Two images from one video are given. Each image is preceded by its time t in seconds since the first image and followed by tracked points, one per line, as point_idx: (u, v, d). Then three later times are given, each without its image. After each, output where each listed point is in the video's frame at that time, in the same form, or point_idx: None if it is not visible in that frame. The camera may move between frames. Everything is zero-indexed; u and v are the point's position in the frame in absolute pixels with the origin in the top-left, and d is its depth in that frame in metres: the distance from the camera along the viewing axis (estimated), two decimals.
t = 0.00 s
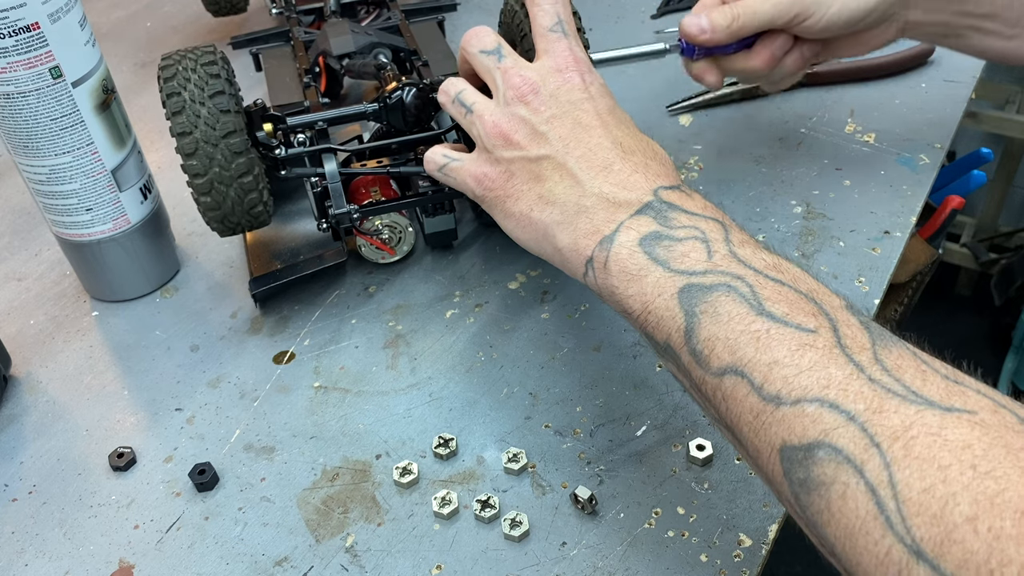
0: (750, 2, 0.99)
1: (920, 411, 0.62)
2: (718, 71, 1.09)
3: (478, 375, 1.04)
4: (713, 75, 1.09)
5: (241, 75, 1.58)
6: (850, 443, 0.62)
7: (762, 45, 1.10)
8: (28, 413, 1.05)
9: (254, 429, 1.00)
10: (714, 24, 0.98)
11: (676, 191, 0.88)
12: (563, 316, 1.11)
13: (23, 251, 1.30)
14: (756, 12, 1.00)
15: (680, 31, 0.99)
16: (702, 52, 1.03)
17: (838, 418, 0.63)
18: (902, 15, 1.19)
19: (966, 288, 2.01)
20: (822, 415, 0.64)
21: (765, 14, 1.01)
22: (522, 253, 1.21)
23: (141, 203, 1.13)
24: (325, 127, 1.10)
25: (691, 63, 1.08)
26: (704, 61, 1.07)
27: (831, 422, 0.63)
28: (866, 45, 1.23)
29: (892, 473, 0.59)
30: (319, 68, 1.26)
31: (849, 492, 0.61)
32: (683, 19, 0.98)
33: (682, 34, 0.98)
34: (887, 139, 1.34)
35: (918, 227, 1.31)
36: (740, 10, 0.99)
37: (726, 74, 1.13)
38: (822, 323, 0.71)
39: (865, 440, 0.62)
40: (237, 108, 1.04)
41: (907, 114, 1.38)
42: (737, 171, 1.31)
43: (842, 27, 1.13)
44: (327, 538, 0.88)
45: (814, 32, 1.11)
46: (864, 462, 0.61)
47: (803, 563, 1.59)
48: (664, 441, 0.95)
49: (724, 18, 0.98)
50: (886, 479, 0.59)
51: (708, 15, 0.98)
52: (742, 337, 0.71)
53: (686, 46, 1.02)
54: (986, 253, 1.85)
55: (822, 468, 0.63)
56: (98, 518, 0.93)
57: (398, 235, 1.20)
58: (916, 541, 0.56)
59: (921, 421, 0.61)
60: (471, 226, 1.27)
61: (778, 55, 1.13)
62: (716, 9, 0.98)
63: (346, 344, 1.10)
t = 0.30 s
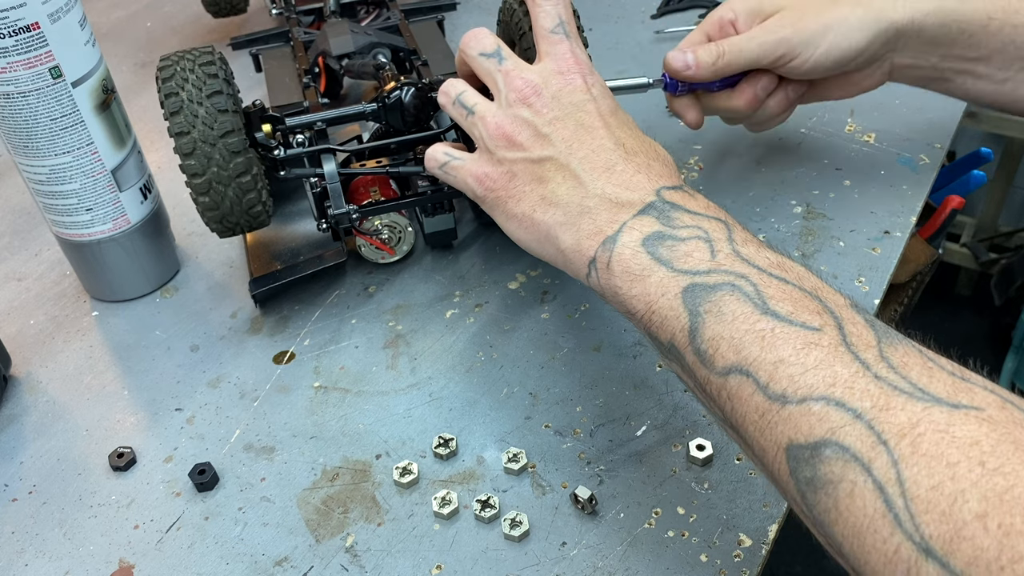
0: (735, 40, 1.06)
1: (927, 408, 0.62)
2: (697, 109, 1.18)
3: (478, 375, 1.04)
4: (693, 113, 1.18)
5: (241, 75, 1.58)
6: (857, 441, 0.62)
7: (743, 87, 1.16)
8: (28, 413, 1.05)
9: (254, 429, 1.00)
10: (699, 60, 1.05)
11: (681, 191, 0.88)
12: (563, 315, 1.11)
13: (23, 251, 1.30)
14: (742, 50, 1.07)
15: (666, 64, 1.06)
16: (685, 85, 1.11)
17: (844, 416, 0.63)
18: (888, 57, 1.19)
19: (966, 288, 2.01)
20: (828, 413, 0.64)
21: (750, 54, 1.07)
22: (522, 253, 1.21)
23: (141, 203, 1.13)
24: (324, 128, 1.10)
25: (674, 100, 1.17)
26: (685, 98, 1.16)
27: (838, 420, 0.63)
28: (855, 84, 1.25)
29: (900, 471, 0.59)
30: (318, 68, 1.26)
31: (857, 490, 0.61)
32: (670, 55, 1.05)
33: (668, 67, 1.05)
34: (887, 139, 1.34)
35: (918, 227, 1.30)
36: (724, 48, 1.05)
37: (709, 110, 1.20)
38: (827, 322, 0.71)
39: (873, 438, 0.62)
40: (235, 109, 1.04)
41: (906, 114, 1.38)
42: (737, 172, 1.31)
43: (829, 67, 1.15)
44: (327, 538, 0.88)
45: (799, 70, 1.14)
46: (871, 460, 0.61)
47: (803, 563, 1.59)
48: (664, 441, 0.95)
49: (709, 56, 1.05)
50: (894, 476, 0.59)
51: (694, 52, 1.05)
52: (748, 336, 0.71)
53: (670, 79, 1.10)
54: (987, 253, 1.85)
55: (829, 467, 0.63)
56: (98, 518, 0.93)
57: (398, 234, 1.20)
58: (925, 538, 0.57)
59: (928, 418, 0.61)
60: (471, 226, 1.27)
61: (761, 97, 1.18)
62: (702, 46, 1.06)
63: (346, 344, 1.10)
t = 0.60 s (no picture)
0: (779, 70, 1.06)
1: (1005, 474, 0.59)
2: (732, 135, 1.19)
3: (478, 376, 1.04)
4: (727, 138, 1.19)
5: (241, 75, 1.58)
6: (931, 509, 0.59)
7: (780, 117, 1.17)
8: (28, 413, 1.05)
9: (254, 429, 1.00)
10: (742, 88, 1.04)
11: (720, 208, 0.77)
12: (564, 315, 1.11)
13: (23, 251, 1.30)
14: (785, 80, 1.07)
15: (709, 89, 1.05)
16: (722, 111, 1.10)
17: (917, 482, 0.60)
18: (935, 88, 1.18)
19: (966, 288, 2.01)
20: (900, 479, 0.60)
21: (794, 84, 1.08)
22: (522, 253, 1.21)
23: (141, 203, 1.13)
24: (323, 128, 1.10)
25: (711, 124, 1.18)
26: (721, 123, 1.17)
27: (912, 489, 0.60)
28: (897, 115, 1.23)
29: (983, 547, 0.57)
30: (318, 68, 1.25)
31: (937, 561, 0.59)
32: (713, 80, 1.04)
33: (712, 92, 1.04)
34: (887, 138, 1.34)
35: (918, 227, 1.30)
36: (768, 76, 1.05)
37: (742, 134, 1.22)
38: (889, 368, 0.65)
39: (948, 507, 0.59)
40: (233, 109, 1.04)
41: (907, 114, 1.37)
42: (737, 171, 1.31)
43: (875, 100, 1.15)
44: (327, 538, 0.88)
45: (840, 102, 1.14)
46: (951, 532, 0.58)
47: (803, 563, 1.59)
48: (664, 441, 0.95)
49: (752, 84, 1.04)
50: (977, 552, 0.57)
51: (738, 79, 1.04)
52: (809, 393, 0.65)
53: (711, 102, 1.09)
54: (986, 253, 1.85)
55: (907, 535, 0.60)
56: (99, 518, 0.93)
57: (397, 234, 1.20)
58: None
59: (1005, 484, 0.58)
60: (471, 225, 1.27)
61: (795, 127, 1.20)
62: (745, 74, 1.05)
63: (346, 344, 1.10)
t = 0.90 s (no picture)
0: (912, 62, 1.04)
1: None
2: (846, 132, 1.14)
3: (478, 376, 1.04)
4: (842, 136, 1.14)
5: (241, 75, 1.58)
6: None
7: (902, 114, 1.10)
8: (28, 413, 1.05)
9: (254, 429, 1.01)
10: (869, 78, 1.05)
11: (719, 253, 0.59)
12: (564, 316, 1.11)
13: (23, 251, 1.30)
14: (918, 75, 1.05)
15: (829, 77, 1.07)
16: (845, 103, 1.09)
17: None
18: None
19: (966, 288, 2.01)
20: None
21: (923, 78, 1.05)
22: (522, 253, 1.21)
23: (141, 203, 1.13)
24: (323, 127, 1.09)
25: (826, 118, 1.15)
26: (836, 117, 1.13)
27: None
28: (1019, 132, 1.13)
29: None
30: (318, 68, 1.28)
31: None
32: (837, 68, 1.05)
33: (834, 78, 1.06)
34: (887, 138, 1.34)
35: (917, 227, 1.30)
36: (898, 67, 1.04)
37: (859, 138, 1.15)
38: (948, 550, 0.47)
39: None
40: (234, 110, 1.04)
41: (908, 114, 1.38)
42: (738, 172, 1.31)
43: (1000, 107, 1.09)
44: (327, 538, 0.88)
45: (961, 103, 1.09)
46: None
47: (803, 563, 1.59)
48: (664, 441, 0.95)
49: (879, 73, 1.04)
50: None
51: (864, 69, 1.05)
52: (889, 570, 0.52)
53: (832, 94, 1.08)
54: (986, 253, 1.86)
55: None
56: (99, 518, 0.93)
57: (397, 234, 1.20)
58: None
59: None
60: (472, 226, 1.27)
61: (916, 130, 1.11)
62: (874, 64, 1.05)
63: (346, 344, 1.10)
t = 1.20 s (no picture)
0: (924, 77, 0.98)
1: None
2: (862, 150, 1.07)
3: (478, 376, 1.04)
4: (857, 155, 1.07)
5: (241, 75, 1.58)
6: None
7: (917, 127, 1.04)
8: (28, 413, 1.05)
9: (254, 429, 1.00)
10: (882, 95, 0.96)
11: (814, 310, 0.72)
12: (564, 316, 1.11)
13: (23, 251, 1.30)
14: (931, 89, 0.99)
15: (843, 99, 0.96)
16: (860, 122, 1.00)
17: None
18: None
19: (966, 288, 2.00)
20: None
21: (939, 91, 1.00)
22: (523, 253, 1.21)
23: (141, 203, 1.13)
24: (323, 128, 1.11)
25: (838, 139, 1.07)
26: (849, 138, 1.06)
27: None
28: None
29: None
30: (317, 68, 1.26)
31: None
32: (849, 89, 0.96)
33: (846, 102, 0.96)
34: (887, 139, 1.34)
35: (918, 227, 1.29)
36: (911, 82, 0.97)
37: (873, 152, 1.08)
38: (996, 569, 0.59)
39: None
40: (234, 110, 1.04)
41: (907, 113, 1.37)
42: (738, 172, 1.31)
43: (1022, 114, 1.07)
44: (327, 538, 0.88)
45: (980, 113, 1.07)
46: None
47: (802, 563, 1.59)
48: (664, 441, 0.95)
49: (894, 90, 0.96)
50: None
51: (877, 87, 0.96)
52: None
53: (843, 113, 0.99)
54: (986, 253, 1.85)
55: None
56: (99, 518, 0.93)
57: (397, 234, 1.20)
58: None
59: None
60: (471, 226, 1.26)
61: (932, 142, 1.05)
62: (885, 80, 0.97)
63: (346, 344, 1.10)
